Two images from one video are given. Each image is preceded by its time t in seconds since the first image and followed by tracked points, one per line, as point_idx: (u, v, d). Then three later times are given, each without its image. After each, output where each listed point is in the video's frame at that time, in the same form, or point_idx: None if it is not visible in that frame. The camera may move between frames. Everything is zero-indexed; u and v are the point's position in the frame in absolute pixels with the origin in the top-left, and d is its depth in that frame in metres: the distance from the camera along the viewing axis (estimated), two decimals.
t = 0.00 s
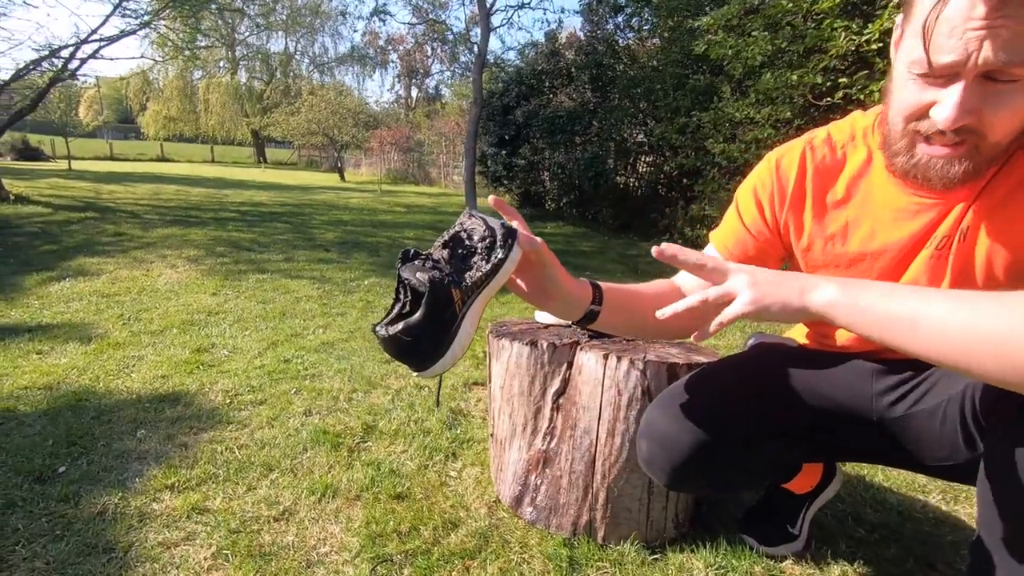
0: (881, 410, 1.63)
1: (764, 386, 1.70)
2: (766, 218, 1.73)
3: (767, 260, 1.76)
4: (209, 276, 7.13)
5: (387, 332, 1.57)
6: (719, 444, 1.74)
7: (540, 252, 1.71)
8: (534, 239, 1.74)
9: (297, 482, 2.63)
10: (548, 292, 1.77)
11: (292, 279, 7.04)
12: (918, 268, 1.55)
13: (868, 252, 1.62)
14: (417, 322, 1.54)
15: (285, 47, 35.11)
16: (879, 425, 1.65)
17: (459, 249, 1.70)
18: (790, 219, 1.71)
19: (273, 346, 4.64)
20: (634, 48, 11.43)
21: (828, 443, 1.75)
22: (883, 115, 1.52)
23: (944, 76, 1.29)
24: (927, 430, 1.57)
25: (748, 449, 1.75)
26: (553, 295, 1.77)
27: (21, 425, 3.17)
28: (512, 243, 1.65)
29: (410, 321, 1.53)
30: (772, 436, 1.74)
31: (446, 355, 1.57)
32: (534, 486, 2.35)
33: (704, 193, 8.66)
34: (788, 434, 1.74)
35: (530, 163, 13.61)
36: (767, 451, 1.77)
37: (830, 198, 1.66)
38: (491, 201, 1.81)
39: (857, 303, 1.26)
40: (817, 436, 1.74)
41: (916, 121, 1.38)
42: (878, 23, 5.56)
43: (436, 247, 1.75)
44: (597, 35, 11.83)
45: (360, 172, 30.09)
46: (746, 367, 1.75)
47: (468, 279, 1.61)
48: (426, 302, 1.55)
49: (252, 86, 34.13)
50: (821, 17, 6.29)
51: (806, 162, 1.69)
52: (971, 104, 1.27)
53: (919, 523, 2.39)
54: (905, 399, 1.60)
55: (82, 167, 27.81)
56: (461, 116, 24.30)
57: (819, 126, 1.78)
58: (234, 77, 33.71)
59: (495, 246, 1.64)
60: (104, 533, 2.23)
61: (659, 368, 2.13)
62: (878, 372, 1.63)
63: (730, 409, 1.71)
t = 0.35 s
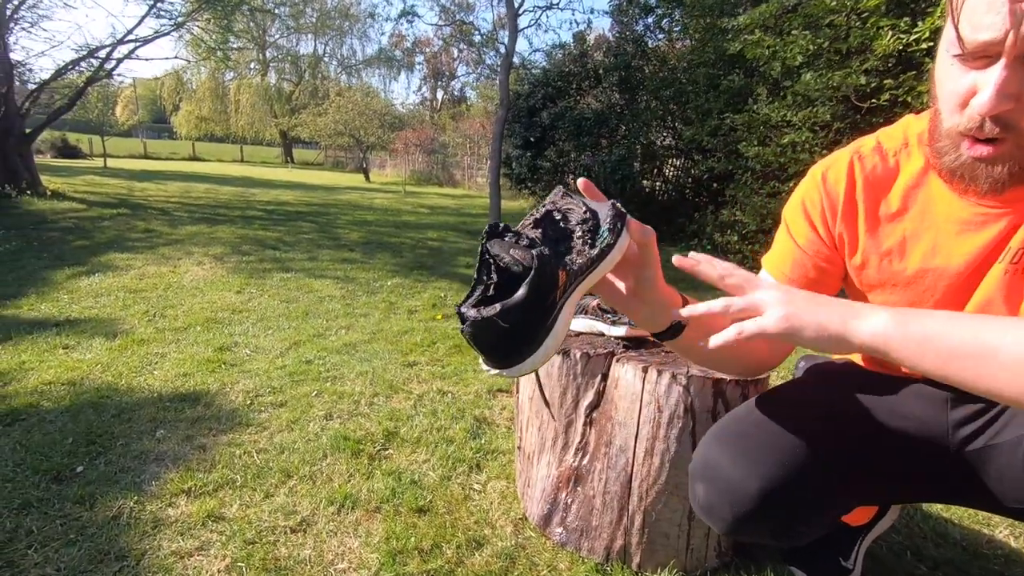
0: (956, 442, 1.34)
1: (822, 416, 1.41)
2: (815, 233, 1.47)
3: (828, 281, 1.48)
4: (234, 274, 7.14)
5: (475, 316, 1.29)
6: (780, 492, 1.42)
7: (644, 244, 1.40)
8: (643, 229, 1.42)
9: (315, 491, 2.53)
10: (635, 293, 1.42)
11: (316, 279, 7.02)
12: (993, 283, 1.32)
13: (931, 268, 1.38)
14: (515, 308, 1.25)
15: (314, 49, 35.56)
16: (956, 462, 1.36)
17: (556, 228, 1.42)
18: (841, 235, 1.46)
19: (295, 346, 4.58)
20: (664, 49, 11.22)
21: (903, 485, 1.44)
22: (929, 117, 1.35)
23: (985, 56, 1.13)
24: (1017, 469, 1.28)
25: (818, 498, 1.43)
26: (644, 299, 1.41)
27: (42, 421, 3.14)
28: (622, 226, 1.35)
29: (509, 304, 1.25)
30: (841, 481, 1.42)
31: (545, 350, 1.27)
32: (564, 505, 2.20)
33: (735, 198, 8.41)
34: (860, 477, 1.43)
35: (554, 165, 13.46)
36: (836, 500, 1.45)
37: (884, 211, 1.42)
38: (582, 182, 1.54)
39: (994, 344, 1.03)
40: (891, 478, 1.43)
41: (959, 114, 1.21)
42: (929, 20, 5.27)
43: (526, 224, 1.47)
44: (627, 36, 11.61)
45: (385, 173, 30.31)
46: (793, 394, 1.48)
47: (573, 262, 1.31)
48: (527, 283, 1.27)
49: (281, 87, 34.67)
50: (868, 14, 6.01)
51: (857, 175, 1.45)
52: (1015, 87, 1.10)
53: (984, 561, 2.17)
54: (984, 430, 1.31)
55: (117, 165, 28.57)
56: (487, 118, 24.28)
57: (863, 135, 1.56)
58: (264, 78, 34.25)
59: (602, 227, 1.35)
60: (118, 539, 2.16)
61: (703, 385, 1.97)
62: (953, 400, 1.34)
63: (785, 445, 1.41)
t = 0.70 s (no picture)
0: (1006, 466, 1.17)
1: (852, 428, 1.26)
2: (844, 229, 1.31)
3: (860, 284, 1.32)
4: (240, 269, 7.07)
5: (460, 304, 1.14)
6: (801, 507, 1.27)
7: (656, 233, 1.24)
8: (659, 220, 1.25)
9: (309, 495, 2.42)
10: (646, 289, 1.29)
11: (322, 275, 6.93)
12: None
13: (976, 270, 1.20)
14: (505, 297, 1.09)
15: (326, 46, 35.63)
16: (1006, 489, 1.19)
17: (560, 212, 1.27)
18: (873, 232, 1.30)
19: (296, 343, 4.48)
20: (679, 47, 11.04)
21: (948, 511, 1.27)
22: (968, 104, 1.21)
23: None
24: None
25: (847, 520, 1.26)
26: (655, 297, 1.28)
27: (34, 416, 3.06)
28: (634, 215, 1.20)
29: (498, 293, 1.09)
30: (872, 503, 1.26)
31: (538, 346, 1.11)
32: (569, 517, 2.07)
33: (749, 199, 8.22)
34: (897, 500, 1.26)
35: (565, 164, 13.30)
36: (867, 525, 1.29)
37: (922, 207, 1.26)
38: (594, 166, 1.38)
39: None
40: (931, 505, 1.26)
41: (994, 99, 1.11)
42: (957, 15, 5.07)
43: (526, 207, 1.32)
44: (640, 34, 11.43)
45: (395, 171, 30.26)
46: (818, 400, 1.33)
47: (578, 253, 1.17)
48: (520, 270, 1.12)
49: (294, 84, 34.77)
50: (891, 9, 5.82)
51: (894, 167, 1.30)
52: None
53: None
54: None
55: (130, 160, 28.78)
56: (498, 117, 24.16)
57: (901, 127, 1.40)
58: (277, 75, 34.34)
59: (612, 214, 1.21)
60: (99, 544, 2.06)
61: (722, 393, 1.82)
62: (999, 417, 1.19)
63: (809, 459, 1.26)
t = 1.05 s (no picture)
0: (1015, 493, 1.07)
1: (841, 444, 1.19)
2: (826, 250, 1.23)
3: (848, 305, 1.22)
4: (228, 269, 6.97)
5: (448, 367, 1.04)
6: (783, 530, 1.19)
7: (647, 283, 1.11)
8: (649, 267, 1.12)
9: (289, 506, 2.34)
10: (626, 336, 1.15)
11: (311, 276, 6.84)
12: None
13: (970, 281, 1.13)
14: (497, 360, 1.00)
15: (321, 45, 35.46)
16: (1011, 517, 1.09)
17: (548, 260, 1.20)
18: (855, 250, 1.22)
19: (283, 345, 4.40)
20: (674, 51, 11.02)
21: (945, 536, 1.19)
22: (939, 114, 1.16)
23: (990, 38, 0.99)
24: None
25: (831, 544, 1.19)
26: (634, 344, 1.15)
27: (7, 422, 2.96)
28: (624, 262, 1.11)
29: (489, 356, 1.00)
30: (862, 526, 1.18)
31: (530, 408, 1.03)
32: (556, 531, 2.01)
33: (743, 203, 8.20)
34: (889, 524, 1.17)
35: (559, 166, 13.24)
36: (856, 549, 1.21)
37: (903, 221, 1.20)
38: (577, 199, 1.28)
39: None
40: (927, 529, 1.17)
41: (966, 104, 1.06)
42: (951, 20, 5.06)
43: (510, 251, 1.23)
44: (635, 36, 11.41)
45: (389, 172, 30.10)
46: (808, 415, 1.27)
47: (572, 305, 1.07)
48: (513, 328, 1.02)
49: (288, 83, 34.57)
50: (885, 15, 5.81)
51: (870, 184, 1.23)
52: None
53: None
54: None
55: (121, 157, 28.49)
56: (493, 118, 24.10)
57: (864, 144, 1.36)
58: (272, 73, 34.12)
59: (603, 261, 1.11)
60: (66, 557, 1.98)
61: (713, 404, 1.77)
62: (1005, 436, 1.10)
63: (796, 477, 1.19)
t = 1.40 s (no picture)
0: (987, 491, 1.11)
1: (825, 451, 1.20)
2: (809, 259, 1.25)
3: (829, 315, 1.25)
4: (212, 275, 6.88)
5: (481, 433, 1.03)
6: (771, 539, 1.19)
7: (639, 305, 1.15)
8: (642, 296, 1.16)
9: (271, 516, 2.30)
10: (615, 361, 1.18)
11: (297, 281, 6.78)
12: None
13: (953, 292, 1.15)
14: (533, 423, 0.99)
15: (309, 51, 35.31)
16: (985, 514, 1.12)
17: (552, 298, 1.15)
18: (839, 260, 1.24)
19: (267, 352, 4.34)
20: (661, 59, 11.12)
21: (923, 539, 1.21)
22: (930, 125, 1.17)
23: (988, 53, 1.01)
24: None
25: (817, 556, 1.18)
26: (620, 367, 1.18)
27: None
28: (624, 292, 1.11)
29: (533, 415, 0.98)
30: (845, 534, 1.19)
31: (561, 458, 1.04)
32: (541, 538, 2.00)
33: (728, 210, 8.28)
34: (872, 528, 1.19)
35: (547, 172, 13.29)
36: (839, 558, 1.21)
37: (886, 231, 1.21)
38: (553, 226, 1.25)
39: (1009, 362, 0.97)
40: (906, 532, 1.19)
41: (962, 118, 1.09)
42: (930, 31, 5.15)
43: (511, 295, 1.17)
44: (622, 45, 11.50)
45: (378, 177, 29.97)
46: (790, 424, 1.28)
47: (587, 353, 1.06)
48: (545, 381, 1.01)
49: (275, 88, 34.38)
50: (865, 26, 5.92)
51: (856, 194, 1.24)
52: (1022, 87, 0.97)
53: None
54: None
55: (104, 162, 28.11)
56: (481, 124, 24.13)
57: (850, 153, 1.37)
58: (258, 78, 33.90)
59: (603, 292, 1.11)
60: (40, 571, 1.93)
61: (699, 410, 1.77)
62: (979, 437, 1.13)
63: (782, 487, 1.19)
